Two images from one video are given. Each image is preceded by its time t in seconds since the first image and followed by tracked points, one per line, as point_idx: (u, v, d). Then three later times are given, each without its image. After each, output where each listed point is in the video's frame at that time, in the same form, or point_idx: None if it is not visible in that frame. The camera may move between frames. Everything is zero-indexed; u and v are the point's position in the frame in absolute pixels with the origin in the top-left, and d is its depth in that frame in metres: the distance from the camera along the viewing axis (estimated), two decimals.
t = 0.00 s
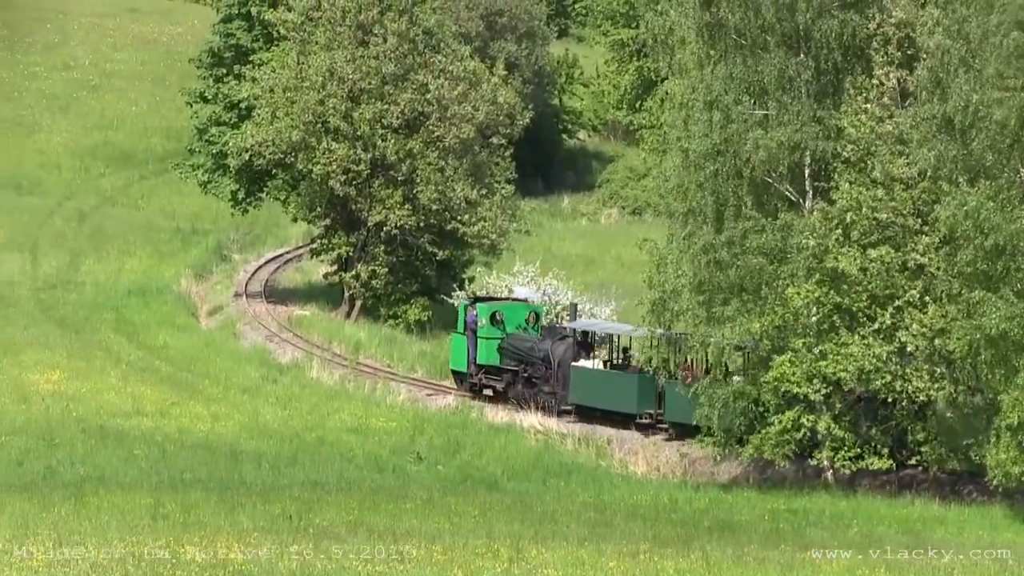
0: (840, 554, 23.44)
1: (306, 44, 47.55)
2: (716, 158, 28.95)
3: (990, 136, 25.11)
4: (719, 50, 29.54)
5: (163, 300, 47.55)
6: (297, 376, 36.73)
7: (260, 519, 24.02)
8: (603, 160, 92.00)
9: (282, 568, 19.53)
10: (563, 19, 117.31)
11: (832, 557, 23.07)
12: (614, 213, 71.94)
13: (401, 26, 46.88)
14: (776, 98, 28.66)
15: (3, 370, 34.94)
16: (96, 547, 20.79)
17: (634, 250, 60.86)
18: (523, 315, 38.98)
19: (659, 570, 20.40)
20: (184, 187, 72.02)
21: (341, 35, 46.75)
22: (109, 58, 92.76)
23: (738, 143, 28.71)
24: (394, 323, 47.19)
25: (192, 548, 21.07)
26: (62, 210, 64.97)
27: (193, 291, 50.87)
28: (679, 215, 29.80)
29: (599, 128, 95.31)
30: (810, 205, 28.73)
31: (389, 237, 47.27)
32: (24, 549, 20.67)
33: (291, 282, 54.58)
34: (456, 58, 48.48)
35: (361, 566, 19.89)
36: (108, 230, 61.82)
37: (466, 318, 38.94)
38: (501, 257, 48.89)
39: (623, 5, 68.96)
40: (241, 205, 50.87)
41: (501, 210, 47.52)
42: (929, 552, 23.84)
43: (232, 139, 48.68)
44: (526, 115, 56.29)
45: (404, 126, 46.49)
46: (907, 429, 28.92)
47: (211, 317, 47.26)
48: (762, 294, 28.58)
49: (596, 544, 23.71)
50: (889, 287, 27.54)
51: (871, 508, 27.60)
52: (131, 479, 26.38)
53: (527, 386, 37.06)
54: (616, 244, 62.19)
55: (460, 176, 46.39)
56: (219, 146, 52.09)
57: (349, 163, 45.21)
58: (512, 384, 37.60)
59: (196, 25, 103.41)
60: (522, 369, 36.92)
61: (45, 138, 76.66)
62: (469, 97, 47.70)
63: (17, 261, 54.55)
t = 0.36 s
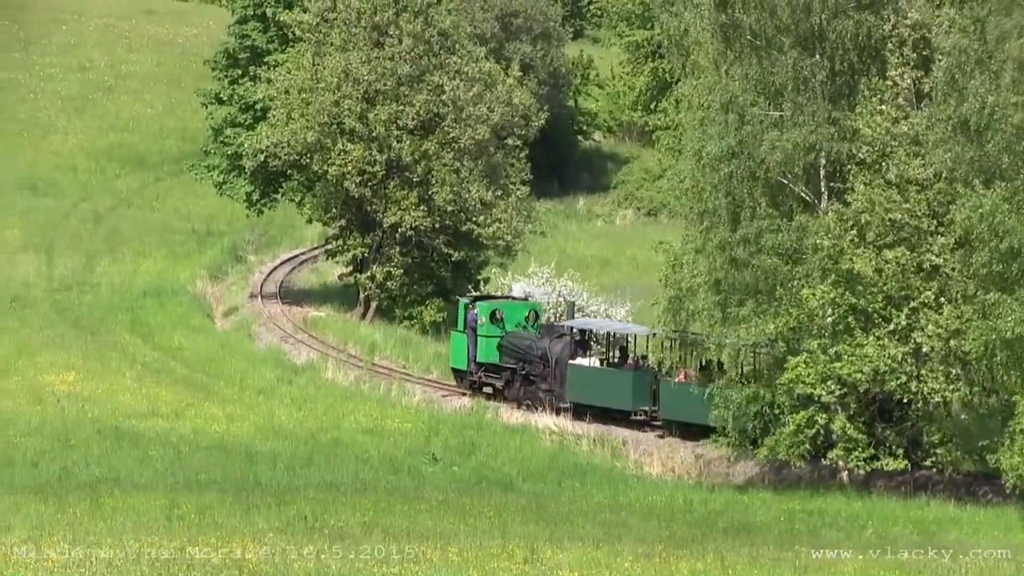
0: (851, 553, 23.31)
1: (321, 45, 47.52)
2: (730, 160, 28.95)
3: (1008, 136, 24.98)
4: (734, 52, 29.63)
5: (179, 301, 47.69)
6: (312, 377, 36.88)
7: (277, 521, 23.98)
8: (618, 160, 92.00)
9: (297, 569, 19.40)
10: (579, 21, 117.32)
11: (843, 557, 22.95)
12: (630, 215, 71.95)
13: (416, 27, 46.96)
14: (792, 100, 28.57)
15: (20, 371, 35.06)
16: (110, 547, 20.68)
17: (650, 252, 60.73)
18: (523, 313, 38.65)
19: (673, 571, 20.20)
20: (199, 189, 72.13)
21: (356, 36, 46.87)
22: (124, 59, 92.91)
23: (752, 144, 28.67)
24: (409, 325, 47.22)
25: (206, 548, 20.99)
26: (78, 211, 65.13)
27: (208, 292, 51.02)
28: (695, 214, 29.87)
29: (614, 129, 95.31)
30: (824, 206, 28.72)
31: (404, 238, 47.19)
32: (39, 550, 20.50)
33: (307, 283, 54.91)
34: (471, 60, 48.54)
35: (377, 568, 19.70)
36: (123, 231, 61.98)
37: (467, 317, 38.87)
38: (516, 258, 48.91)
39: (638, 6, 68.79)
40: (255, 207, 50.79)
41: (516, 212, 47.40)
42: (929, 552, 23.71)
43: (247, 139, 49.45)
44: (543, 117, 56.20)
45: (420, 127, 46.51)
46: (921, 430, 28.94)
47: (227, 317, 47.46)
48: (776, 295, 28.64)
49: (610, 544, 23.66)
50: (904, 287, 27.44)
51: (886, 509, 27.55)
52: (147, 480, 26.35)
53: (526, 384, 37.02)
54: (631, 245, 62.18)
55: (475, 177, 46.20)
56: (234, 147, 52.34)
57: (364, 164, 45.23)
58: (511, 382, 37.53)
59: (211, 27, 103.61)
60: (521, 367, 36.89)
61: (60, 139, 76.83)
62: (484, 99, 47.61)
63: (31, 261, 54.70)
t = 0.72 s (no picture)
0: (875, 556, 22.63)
1: (338, 45, 47.58)
2: (747, 160, 28.90)
3: None
4: (752, 50, 29.65)
5: (195, 300, 47.81)
6: (328, 377, 37.18)
7: (293, 520, 23.38)
8: (634, 159, 91.92)
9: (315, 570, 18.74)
10: (595, 20, 117.31)
11: (837, 557, 22.27)
12: (647, 214, 72.02)
13: (433, 27, 46.83)
14: (809, 100, 28.58)
15: (39, 372, 35.16)
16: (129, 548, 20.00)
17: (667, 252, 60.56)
18: (526, 311, 38.31)
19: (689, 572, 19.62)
20: (216, 187, 72.17)
21: (372, 35, 46.81)
22: (141, 58, 93.01)
23: (771, 143, 28.65)
24: (426, 324, 47.70)
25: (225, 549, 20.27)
26: (95, 210, 65.21)
27: (224, 291, 51.15)
28: (712, 212, 29.85)
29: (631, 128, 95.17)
30: (841, 206, 28.71)
31: (420, 238, 47.17)
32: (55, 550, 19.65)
33: (323, 282, 55.01)
34: (488, 60, 48.64)
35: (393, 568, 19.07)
36: (139, 230, 62.07)
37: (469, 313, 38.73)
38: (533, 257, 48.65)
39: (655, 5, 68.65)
40: (272, 206, 51.42)
41: (532, 212, 47.46)
42: (928, 552, 23.20)
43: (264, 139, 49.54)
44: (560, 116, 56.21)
45: (436, 127, 46.56)
46: (939, 429, 28.56)
47: (243, 317, 47.58)
48: (794, 295, 28.60)
49: (628, 543, 23.15)
50: (921, 288, 27.38)
51: (902, 509, 27.46)
52: (164, 480, 26.23)
53: (527, 381, 37.02)
54: (647, 245, 62.16)
55: (491, 177, 46.14)
56: (251, 146, 52.51)
57: (381, 164, 45.43)
58: (513, 379, 37.51)
59: (228, 25, 103.59)
60: (521, 364, 36.91)
61: (77, 138, 76.93)
62: (501, 99, 47.69)
63: (45, 260, 54.81)
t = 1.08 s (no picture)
0: (903, 554, 21.57)
1: (351, 44, 47.58)
2: (761, 157, 29.01)
3: None
4: (766, 49, 29.64)
5: (208, 300, 47.92)
6: (341, 376, 37.34)
7: (306, 518, 22.69)
8: (648, 159, 91.97)
9: (327, 569, 17.52)
10: (609, 19, 117.50)
11: (835, 558, 20.91)
12: (660, 213, 72.13)
13: (447, 26, 47.08)
14: (822, 97, 28.74)
15: (54, 371, 35.24)
16: (138, 548, 18.95)
17: (682, 251, 60.45)
18: (525, 307, 38.98)
19: (703, 571, 18.59)
20: (231, 186, 72.23)
21: (387, 34, 46.95)
22: (155, 57, 93.19)
23: (787, 142, 28.72)
24: (439, 323, 47.90)
25: (240, 548, 19.15)
26: (109, 209, 65.33)
27: (237, 290, 51.27)
28: (726, 211, 29.98)
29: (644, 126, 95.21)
30: (855, 205, 28.84)
31: (434, 237, 47.43)
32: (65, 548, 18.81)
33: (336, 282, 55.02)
34: (501, 58, 48.48)
35: (407, 567, 17.94)
36: (152, 228, 62.16)
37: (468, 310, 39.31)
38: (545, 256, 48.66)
39: (669, 4, 68.69)
40: (286, 205, 51.87)
41: (546, 210, 47.35)
42: (930, 552, 21.92)
43: (278, 138, 49.90)
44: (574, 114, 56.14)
45: (450, 125, 46.63)
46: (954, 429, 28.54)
47: (257, 316, 47.61)
48: (807, 293, 28.57)
49: (645, 539, 22.44)
50: (935, 287, 27.25)
51: (915, 509, 27.34)
52: (176, 478, 26.07)
53: (524, 377, 37.42)
54: (661, 244, 62.16)
55: (505, 176, 46.14)
56: (264, 146, 52.67)
57: (395, 163, 45.53)
58: (511, 375, 37.92)
59: (242, 24, 103.71)
60: (519, 360, 37.31)
61: (90, 137, 77.10)
62: (514, 97, 47.53)
63: (57, 259, 54.91)
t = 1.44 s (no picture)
0: (902, 554, 21.34)
1: (357, 44, 47.67)
2: (766, 154, 28.94)
3: None
4: (771, 47, 29.64)
5: (213, 299, 48.02)
6: (346, 375, 37.42)
7: (311, 517, 22.66)
8: (653, 158, 92.10)
9: (333, 569, 17.39)
10: (614, 18, 117.52)
11: (834, 557, 20.71)
12: (665, 212, 72.37)
13: (452, 25, 46.97)
14: (827, 96, 28.77)
15: (59, 370, 35.28)
16: (145, 548, 18.86)
17: (688, 250, 60.42)
18: (515, 303, 39.69)
19: (707, 570, 18.55)
20: (236, 184, 72.29)
21: (392, 33, 46.94)
22: (161, 55, 93.25)
23: (793, 142, 28.65)
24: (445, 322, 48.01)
25: (248, 548, 19.02)
26: (114, 207, 65.42)
27: (243, 289, 51.34)
28: (732, 209, 29.94)
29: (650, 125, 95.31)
30: (860, 205, 28.89)
31: (439, 236, 47.44)
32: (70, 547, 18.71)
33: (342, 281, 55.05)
34: (506, 58, 48.56)
35: (412, 565, 17.95)
36: (157, 227, 62.24)
37: (460, 307, 39.93)
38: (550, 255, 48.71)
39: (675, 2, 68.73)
40: (291, 204, 51.89)
41: (551, 209, 47.38)
42: (930, 552, 21.69)
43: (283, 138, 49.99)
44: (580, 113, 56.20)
45: (455, 124, 46.56)
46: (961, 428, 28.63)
47: (262, 317, 47.63)
48: (813, 292, 28.59)
49: (650, 539, 22.37)
50: (940, 286, 27.20)
51: (920, 508, 27.29)
52: (181, 477, 26.03)
53: (513, 373, 38.27)
54: (667, 243, 62.29)
55: (510, 175, 46.21)
56: (269, 145, 52.69)
57: (399, 162, 45.44)
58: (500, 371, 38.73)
59: (247, 23, 103.64)
60: (509, 356, 38.06)
61: (95, 136, 77.12)
62: (520, 96, 47.43)
63: (62, 258, 54.96)
